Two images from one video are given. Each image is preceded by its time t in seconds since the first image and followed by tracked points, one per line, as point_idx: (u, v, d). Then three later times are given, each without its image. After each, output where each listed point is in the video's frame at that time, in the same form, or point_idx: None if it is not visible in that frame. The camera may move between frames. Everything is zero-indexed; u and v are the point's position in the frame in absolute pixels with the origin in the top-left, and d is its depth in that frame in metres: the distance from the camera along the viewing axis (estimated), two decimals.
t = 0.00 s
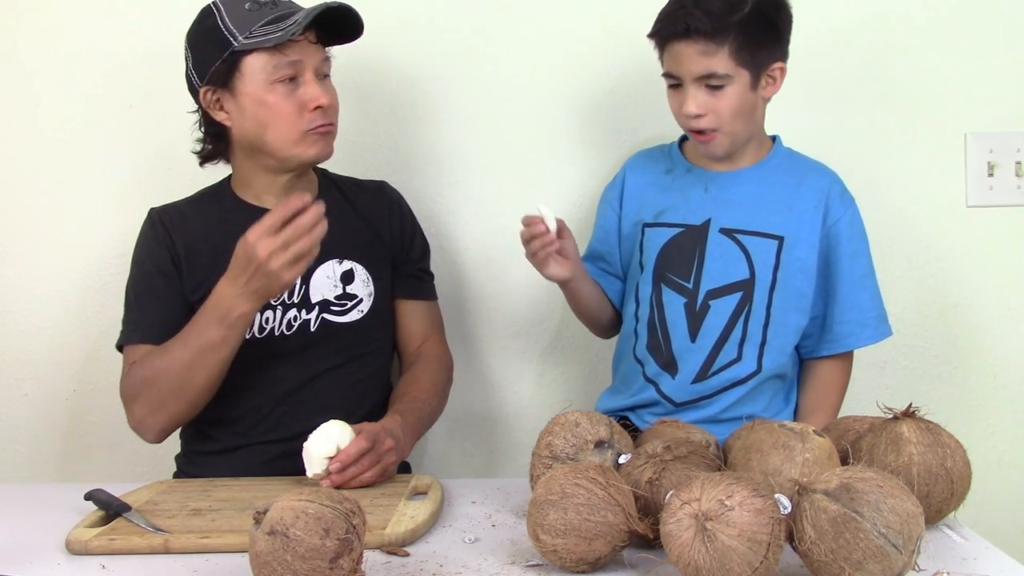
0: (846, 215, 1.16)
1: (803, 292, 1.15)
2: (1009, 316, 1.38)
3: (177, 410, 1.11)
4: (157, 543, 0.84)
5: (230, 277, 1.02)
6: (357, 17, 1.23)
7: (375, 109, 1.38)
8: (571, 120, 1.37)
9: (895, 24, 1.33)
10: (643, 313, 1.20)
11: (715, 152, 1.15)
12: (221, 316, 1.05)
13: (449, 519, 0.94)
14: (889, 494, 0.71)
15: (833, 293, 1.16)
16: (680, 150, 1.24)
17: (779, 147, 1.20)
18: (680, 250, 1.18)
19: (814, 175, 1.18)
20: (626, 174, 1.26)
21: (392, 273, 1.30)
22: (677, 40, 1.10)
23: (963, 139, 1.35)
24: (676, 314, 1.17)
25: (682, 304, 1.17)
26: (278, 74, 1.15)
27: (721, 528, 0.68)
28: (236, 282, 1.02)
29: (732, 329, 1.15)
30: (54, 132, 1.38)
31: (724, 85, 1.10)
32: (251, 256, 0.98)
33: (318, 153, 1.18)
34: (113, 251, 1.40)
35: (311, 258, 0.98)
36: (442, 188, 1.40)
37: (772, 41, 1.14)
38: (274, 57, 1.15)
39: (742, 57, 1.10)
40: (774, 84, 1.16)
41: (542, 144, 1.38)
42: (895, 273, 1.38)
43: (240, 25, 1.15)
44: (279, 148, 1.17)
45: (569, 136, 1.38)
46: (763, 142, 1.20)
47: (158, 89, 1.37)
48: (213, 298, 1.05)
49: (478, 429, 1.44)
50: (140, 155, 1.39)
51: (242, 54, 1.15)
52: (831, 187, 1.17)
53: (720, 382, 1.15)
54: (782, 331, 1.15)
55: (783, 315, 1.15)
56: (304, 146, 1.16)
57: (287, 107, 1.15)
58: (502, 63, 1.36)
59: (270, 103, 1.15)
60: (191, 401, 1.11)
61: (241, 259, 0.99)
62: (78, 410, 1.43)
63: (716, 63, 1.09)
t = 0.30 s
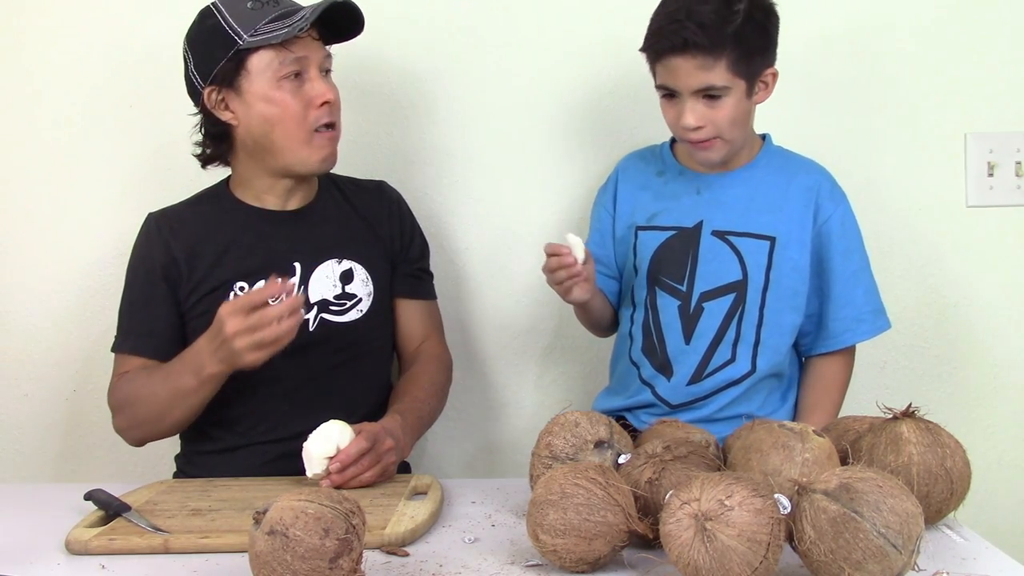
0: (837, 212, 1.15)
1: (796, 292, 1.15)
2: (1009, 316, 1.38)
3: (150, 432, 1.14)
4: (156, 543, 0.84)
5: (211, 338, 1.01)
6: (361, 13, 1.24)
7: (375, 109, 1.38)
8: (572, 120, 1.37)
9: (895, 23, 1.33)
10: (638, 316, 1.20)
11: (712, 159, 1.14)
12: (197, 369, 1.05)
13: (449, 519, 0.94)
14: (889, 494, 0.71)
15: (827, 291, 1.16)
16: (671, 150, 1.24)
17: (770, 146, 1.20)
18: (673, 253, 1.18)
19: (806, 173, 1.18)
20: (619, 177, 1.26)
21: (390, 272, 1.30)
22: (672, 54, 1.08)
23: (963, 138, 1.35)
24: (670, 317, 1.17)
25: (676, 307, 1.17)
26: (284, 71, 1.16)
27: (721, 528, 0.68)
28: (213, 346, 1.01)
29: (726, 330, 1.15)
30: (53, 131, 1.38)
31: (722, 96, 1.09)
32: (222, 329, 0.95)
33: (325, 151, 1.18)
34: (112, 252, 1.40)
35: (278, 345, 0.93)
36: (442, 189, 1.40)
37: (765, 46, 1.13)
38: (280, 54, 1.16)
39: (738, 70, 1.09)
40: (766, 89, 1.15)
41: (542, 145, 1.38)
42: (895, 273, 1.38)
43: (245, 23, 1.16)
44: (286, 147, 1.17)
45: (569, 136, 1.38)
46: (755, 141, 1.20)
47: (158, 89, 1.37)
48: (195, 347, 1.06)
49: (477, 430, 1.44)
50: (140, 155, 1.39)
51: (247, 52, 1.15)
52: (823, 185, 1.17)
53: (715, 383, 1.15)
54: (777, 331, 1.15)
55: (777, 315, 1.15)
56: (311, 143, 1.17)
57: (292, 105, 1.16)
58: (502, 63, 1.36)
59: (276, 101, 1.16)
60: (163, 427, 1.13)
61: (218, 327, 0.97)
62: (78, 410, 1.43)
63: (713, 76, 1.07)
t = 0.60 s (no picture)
0: (829, 212, 1.15)
1: (789, 291, 1.15)
2: (1009, 316, 1.38)
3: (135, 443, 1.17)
4: (156, 543, 0.84)
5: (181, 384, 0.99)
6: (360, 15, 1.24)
7: (375, 109, 1.38)
8: (571, 120, 1.37)
9: (895, 23, 1.33)
10: (634, 316, 1.21)
11: (708, 165, 1.14)
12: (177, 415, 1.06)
13: (449, 519, 0.94)
14: (889, 494, 0.71)
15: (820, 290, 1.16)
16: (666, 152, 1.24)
17: (760, 148, 1.20)
18: (668, 253, 1.19)
19: (798, 172, 1.18)
20: (614, 179, 1.27)
21: (389, 273, 1.30)
22: (671, 76, 1.06)
23: (963, 138, 1.35)
24: (665, 316, 1.17)
25: (671, 306, 1.17)
26: (284, 74, 1.16)
27: (721, 528, 0.68)
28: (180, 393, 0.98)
29: (720, 329, 1.15)
30: (54, 130, 1.38)
31: (721, 112, 1.08)
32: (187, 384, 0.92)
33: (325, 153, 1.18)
34: (112, 252, 1.40)
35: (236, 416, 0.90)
36: (442, 189, 1.40)
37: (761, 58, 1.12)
38: (280, 57, 1.16)
39: (735, 87, 1.07)
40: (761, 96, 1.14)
41: (542, 145, 1.38)
42: (895, 273, 1.38)
43: (245, 26, 1.16)
44: (285, 148, 1.18)
45: (570, 136, 1.38)
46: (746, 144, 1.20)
47: (159, 89, 1.37)
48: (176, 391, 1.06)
49: (477, 430, 1.44)
50: (140, 155, 1.39)
51: (247, 54, 1.16)
52: (815, 185, 1.17)
53: (709, 382, 1.15)
54: (770, 330, 1.15)
55: (770, 314, 1.15)
56: (310, 146, 1.17)
57: (292, 107, 1.16)
58: (502, 63, 1.36)
59: (276, 103, 1.16)
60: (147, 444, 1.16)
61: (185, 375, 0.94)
62: (78, 410, 1.43)
63: (713, 95, 1.06)
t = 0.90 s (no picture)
0: (821, 212, 1.15)
1: (783, 291, 1.15)
2: (1009, 315, 1.38)
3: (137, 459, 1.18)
4: (156, 543, 0.84)
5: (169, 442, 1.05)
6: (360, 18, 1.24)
7: (376, 109, 1.38)
8: (572, 120, 1.37)
9: (895, 23, 1.33)
10: (628, 318, 1.20)
11: (697, 168, 1.14)
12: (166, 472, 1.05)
13: (449, 519, 0.94)
14: (888, 493, 0.71)
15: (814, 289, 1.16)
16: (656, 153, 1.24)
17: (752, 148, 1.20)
18: (660, 255, 1.18)
19: (791, 173, 1.18)
20: (606, 181, 1.26)
21: (388, 273, 1.29)
22: (652, 82, 1.06)
23: (963, 138, 1.35)
24: (659, 318, 1.17)
25: (665, 307, 1.17)
26: (286, 77, 1.16)
27: (721, 528, 0.68)
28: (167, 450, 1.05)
29: (714, 330, 1.15)
30: (54, 131, 1.38)
31: (705, 117, 1.08)
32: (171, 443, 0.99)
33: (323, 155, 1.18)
34: (113, 252, 1.40)
35: (207, 480, 0.97)
36: (442, 189, 1.40)
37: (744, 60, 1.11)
38: (282, 60, 1.16)
39: (719, 91, 1.07)
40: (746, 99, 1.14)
41: (542, 145, 1.38)
42: (895, 273, 1.38)
43: (246, 29, 1.16)
44: (285, 150, 1.18)
45: (570, 136, 1.38)
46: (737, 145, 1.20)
47: (160, 89, 1.37)
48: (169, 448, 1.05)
49: (476, 430, 1.44)
50: (141, 155, 1.39)
51: (249, 57, 1.16)
52: (808, 185, 1.17)
53: (705, 383, 1.15)
54: (765, 330, 1.15)
55: (764, 314, 1.15)
56: (309, 148, 1.17)
57: (292, 110, 1.16)
58: (502, 63, 1.36)
59: (277, 106, 1.16)
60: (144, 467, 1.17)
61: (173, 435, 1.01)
62: (79, 410, 1.43)
63: (695, 100, 1.06)
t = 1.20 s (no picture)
0: (812, 213, 1.15)
1: (772, 292, 1.15)
2: (1009, 315, 1.38)
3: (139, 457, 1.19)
4: (156, 543, 0.84)
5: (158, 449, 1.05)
6: (355, 23, 1.23)
7: (376, 110, 1.38)
8: (571, 120, 1.37)
9: (895, 23, 1.33)
10: (617, 319, 1.21)
11: (681, 168, 1.14)
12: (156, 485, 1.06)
13: (449, 519, 0.94)
14: (888, 493, 0.71)
15: (805, 290, 1.16)
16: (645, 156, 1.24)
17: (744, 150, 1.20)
18: (648, 257, 1.19)
19: (782, 174, 1.18)
20: (597, 184, 1.27)
21: (385, 275, 1.29)
22: (631, 79, 1.06)
23: (963, 139, 1.35)
24: (648, 319, 1.18)
25: (653, 308, 1.17)
26: (283, 85, 1.17)
27: (721, 528, 0.68)
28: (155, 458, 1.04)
29: (702, 331, 1.15)
30: (54, 131, 1.38)
31: (685, 114, 1.08)
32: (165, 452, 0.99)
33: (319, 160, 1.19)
34: (113, 252, 1.40)
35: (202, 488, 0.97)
36: (441, 189, 1.40)
37: (725, 57, 1.11)
38: (279, 68, 1.16)
39: (698, 88, 1.07)
40: (731, 95, 1.13)
41: (541, 145, 1.38)
42: (895, 274, 1.38)
43: (243, 36, 1.16)
44: (282, 156, 1.18)
45: (569, 137, 1.38)
46: (728, 146, 1.20)
47: (160, 89, 1.37)
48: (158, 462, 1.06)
49: (476, 430, 1.44)
50: (141, 156, 1.39)
51: (246, 65, 1.16)
52: (798, 187, 1.17)
53: (694, 384, 1.15)
54: (754, 330, 1.15)
55: (752, 315, 1.15)
56: (306, 155, 1.18)
57: (289, 118, 1.16)
58: (502, 63, 1.36)
59: (274, 114, 1.16)
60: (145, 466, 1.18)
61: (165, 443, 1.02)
62: (79, 410, 1.43)
63: (673, 97, 1.06)
